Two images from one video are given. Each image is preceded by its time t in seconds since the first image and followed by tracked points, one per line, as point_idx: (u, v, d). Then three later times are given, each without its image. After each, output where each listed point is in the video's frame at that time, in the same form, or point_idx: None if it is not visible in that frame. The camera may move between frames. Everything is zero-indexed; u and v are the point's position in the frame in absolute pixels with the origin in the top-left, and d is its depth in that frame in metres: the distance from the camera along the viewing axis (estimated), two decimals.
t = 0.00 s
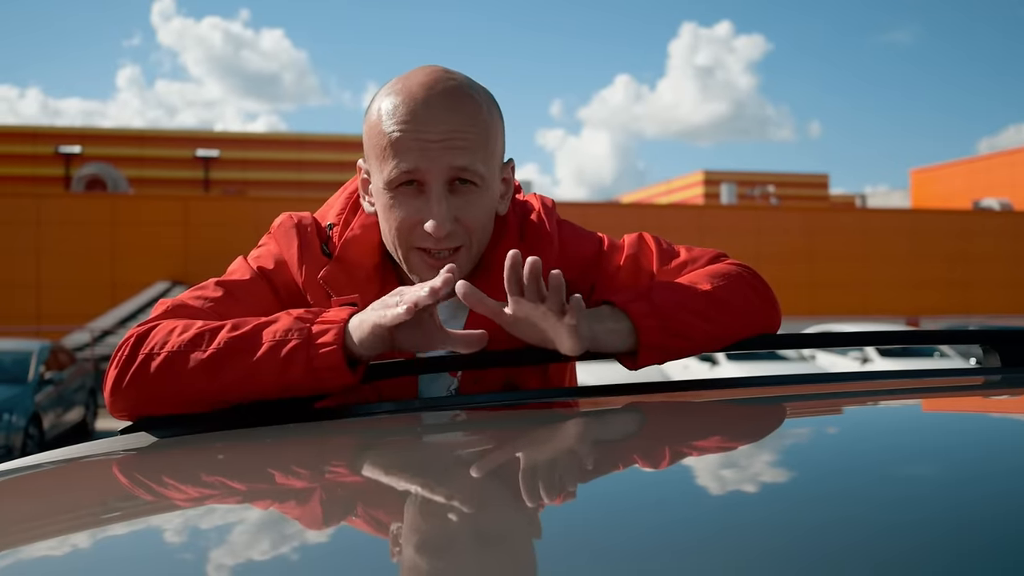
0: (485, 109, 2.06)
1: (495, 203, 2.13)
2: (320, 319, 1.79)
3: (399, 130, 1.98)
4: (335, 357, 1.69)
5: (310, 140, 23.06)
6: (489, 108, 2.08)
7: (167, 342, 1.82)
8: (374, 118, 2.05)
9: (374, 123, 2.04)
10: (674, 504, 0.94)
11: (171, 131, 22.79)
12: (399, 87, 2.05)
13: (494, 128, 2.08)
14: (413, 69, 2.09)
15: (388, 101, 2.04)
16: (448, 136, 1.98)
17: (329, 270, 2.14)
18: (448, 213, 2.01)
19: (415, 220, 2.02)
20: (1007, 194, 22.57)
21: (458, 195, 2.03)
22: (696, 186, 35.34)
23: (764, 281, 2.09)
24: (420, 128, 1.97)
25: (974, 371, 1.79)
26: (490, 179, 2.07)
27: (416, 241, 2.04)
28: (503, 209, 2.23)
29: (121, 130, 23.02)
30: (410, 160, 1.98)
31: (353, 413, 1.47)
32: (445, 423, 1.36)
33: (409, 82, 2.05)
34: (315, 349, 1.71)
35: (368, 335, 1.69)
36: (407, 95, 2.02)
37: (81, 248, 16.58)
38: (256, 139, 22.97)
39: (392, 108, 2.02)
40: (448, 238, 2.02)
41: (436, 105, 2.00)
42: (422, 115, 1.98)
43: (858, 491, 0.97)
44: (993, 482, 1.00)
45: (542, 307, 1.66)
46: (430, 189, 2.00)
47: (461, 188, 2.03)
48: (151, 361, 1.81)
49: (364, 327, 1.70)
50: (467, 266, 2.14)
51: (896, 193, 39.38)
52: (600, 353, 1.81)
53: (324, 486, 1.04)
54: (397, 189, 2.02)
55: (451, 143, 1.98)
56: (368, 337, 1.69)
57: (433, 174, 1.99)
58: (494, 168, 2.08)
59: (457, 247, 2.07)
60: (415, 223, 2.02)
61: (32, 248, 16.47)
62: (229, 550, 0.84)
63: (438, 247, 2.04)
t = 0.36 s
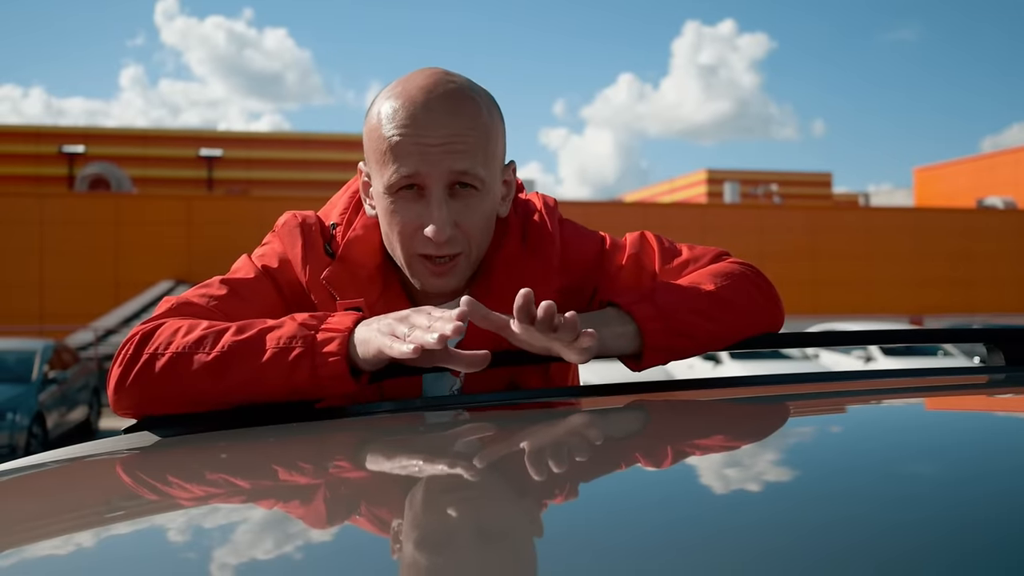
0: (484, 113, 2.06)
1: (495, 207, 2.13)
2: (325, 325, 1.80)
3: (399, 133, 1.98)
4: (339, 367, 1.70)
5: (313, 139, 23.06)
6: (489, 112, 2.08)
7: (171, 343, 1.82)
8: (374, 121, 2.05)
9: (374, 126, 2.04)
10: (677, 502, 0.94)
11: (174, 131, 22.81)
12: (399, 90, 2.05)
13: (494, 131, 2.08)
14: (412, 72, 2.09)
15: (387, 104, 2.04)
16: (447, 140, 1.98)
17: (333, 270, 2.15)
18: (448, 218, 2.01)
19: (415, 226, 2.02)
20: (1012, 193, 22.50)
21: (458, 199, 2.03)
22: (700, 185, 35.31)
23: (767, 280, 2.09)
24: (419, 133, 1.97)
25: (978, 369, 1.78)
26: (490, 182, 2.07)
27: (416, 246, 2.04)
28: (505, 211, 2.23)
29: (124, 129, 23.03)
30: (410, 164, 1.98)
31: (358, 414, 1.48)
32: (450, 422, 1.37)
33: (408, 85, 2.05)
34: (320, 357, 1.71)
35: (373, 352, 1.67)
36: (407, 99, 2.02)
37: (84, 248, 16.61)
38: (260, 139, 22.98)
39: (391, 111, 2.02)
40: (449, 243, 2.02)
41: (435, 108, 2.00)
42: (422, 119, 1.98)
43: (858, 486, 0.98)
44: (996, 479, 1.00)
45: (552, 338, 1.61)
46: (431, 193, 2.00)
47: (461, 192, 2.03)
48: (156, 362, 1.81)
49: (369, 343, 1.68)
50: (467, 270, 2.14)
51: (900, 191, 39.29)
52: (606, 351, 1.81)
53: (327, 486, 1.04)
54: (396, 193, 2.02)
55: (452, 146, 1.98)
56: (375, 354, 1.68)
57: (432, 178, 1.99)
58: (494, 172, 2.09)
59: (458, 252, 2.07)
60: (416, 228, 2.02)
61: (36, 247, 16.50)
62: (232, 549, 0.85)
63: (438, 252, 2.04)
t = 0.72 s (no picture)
0: (486, 112, 2.06)
1: (497, 205, 2.13)
2: (326, 322, 1.79)
3: (401, 132, 1.98)
4: (340, 364, 1.69)
5: (316, 140, 23.06)
6: (491, 111, 2.08)
7: (173, 345, 1.82)
8: (376, 119, 2.05)
9: (376, 124, 2.04)
10: (680, 502, 0.94)
11: (177, 132, 22.83)
12: (401, 90, 2.05)
13: (496, 130, 2.08)
14: (414, 71, 2.09)
15: (389, 102, 2.04)
16: (449, 138, 1.98)
17: (335, 271, 2.15)
18: (450, 216, 2.01)
19: (417, 224, 2.02)
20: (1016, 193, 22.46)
21: (460, 197, 2.03)
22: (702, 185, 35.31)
23: (770, 281, 2.08)
24: (421, 131, 1.97)
25: (981, 370, 1.78)
26: (492, 181, 2.07)
27: (417, 243, 2.04)
28: (506, 211, 2.23)
29: (127, 130, 23.06)
30: (412, 162, 1.98)
31: (361, 414, 1.47)
32: (453, 422, 1.37)
33: (410, 83, 2.05)
34: (322, 355, 1.71)
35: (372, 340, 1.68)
36: (408, 98, 2.02)
37: (88, 249, 16.64)
38: (262, 140, 22.99)
39: (393, 110, 2.02)
40: (450, 241, 2.02)
41: (437, 107, 2.00)
42: (423, 118, 1.98)
43: (861, 487, 0.98)
44: (999, 479, 1.00)
45: (549, 314, 1.63)
46: (433, 191, 2.00)
47: (463, 190, 2.03)
48: (159, 363, 1.81)
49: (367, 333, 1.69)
50: (470, 268, 2.14)
51: (903, 191, 39.22)
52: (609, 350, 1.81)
53: (329, 486, 1.04)
54: (398, 191, 2.02)
55: (453, 145, 1.98)
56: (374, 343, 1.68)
57: (434, 176, 1.99)
58: (496, 171, 2.09)
59: (460, 249, 2.07)
60: (417, 225, 2.02)
61: (39, 249, 16.52)
62: (235, 550, 0.85)
63: (440, 250, 2.04)
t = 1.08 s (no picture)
0: (497, 111, 2.06)
1: (506, 203, 2.13)
2: (330, 322, 1.80)
3: (412, 129, 1.98)
4: (344, 363, 1.70)
5: (319, 139, 23.07)
6: (502, 109, 2.08)
7: (176, 345, 1.82)
8: (387, 115, 2.05)
9: (387, 120, 2.04)
10: (683, 501, 0.93)
11: (180, 131, 22.85)
12: (412, 86, 2.04)
13: (507, 128, 2.08)
14: (426, 69, 2.09)
15: (400, 99, 2.04)
16: (460, 136, 1.98)
17: (338, 268, 2.15)
18: (460, 213, 2.02)
19: (427, 221, 2.02)
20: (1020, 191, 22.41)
21: (470, 195, 2.03)
22: (704, 184, 35.28)
23: (773, 281, 2.08)
24: (433, 128, 1.97)
25: (985, 369, 1.77)
26: (503, 178, 2.07)
27: (426, 240, 2.04)
28: (513, 210, 2.24)
29: (131, 130, 23.09)
30: (423, 159, 1.98)
31: (365, 414, 1.47)
32: (457, 421, 1.37)
33: (422, 80, 2.05)
34: (325, 355, 1.71)
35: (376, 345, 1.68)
36: (420, 95, 2.02)
37: (91, 248, 16.67)
38: (266, 139, 23.00)
39: (404, 106, 2.02)
40: (459, 239, 2.03)
41: (449, 104, 2.00)
42: (435, 115, 1.98)
43: (864, 487, 0.97)
44: (1003, 478, 0.99)
45: (554, 330, 1.62)
46: (443, 188, 2.01)
47: (473, 188, 2.03)
48: (163, 362, 1.81)
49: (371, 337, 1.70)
50: (477, 266, 2.15)
51: (906, 189, 39.13)
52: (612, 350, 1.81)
53: (333, 486, 1.04)
54: (408, 187, 2.02)
55: (464, 143, 1.98)
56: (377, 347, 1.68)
57: (445, 173, 1.99)
58: (506, 169, 2.08)
59: (468, 247, 2.08)
60: (427, 222, 2.03)
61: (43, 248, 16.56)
62: (239, 549, 0.85)
63: (448, 247, 2.05)
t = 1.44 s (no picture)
0: (498, 111, 2.05)
1: (508, 204, 2.13)
2: (333, 323, 1.80)
3: (412, 131, 1.98)
4: (348, 365, 1.70)
5: (323, 139, 23.08)
6: (502, 109, 2.07)
7: (181, 345, 1.82)
8: (387, 117, 2.05)
9: (387, 122, 2.04)
10: (687, 501, 0.93)
11: (185, 132, 22.89)
12: (412, 87, 2.04)
13: (507, 129, 2.07)
14: (426, 70, 2.08)
15: (400, 100, 2.04)
16: (460, 137, 1.98)
17: (342, 268, 2.15)
18: (461, 215, 2.02)
19: (428, 222, 2.02)
20: None
21: (471, 196, 2.03)
22: (709, 183, 35.26)
23: (777, 279, 2.08)
24: (433, 130, 1.97)
25: (991, 368, 1.76)
26: (503, 179, 2.07)
27: (428, 241, 2.04)
28: (515, 210, 2.23)
29: (135, 130, 23.14)
30: (424, 161, 1.98)
31: (368, 413, 1.47)
32: (460, 421, 1.37)
33: (421, 81, 2.05)
34: (329, 355, 1.72)
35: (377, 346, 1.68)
36: (420, 96, 2.01)
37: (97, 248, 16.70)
38: (270, 139, 23.02)
39: (404, 108, 2.02)
40: (461, 240, 2.03)
41: (449, 106, 2.00)
42: (435, 117, 1.98)
43: (870, 486, 0.97)
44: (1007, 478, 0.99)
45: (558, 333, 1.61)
46: (444, 190, 2.01)
47: (474, 189, 2.03)
48: (167, 363, 1.81)
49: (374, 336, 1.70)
50: (479, 267, 2.15)
51: (912, 187, 39.02)
52: (615, 350, 1.80)
53: (335, 486, 1.04)
54: (409, 189, 2.02)
55: (464, 144, 1.98)
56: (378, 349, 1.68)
57: (445, 175, 1.99)
58: (506, 170, 2.08)
59: (470, 247, 2.08)
60: (428, 224, 2.03)
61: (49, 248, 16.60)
62: (244, 549, 0.85)
63: (450, 249, 2.05)
